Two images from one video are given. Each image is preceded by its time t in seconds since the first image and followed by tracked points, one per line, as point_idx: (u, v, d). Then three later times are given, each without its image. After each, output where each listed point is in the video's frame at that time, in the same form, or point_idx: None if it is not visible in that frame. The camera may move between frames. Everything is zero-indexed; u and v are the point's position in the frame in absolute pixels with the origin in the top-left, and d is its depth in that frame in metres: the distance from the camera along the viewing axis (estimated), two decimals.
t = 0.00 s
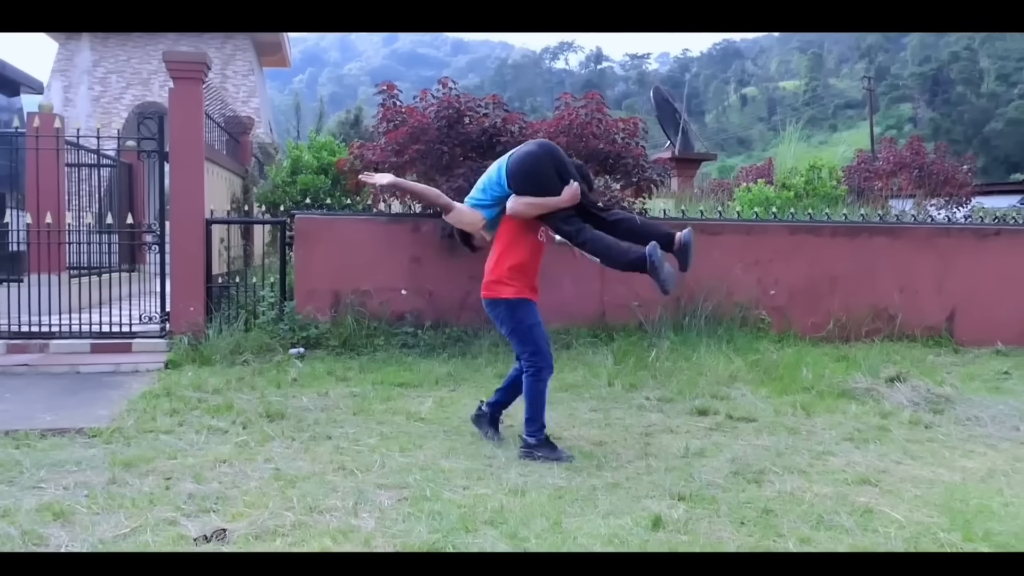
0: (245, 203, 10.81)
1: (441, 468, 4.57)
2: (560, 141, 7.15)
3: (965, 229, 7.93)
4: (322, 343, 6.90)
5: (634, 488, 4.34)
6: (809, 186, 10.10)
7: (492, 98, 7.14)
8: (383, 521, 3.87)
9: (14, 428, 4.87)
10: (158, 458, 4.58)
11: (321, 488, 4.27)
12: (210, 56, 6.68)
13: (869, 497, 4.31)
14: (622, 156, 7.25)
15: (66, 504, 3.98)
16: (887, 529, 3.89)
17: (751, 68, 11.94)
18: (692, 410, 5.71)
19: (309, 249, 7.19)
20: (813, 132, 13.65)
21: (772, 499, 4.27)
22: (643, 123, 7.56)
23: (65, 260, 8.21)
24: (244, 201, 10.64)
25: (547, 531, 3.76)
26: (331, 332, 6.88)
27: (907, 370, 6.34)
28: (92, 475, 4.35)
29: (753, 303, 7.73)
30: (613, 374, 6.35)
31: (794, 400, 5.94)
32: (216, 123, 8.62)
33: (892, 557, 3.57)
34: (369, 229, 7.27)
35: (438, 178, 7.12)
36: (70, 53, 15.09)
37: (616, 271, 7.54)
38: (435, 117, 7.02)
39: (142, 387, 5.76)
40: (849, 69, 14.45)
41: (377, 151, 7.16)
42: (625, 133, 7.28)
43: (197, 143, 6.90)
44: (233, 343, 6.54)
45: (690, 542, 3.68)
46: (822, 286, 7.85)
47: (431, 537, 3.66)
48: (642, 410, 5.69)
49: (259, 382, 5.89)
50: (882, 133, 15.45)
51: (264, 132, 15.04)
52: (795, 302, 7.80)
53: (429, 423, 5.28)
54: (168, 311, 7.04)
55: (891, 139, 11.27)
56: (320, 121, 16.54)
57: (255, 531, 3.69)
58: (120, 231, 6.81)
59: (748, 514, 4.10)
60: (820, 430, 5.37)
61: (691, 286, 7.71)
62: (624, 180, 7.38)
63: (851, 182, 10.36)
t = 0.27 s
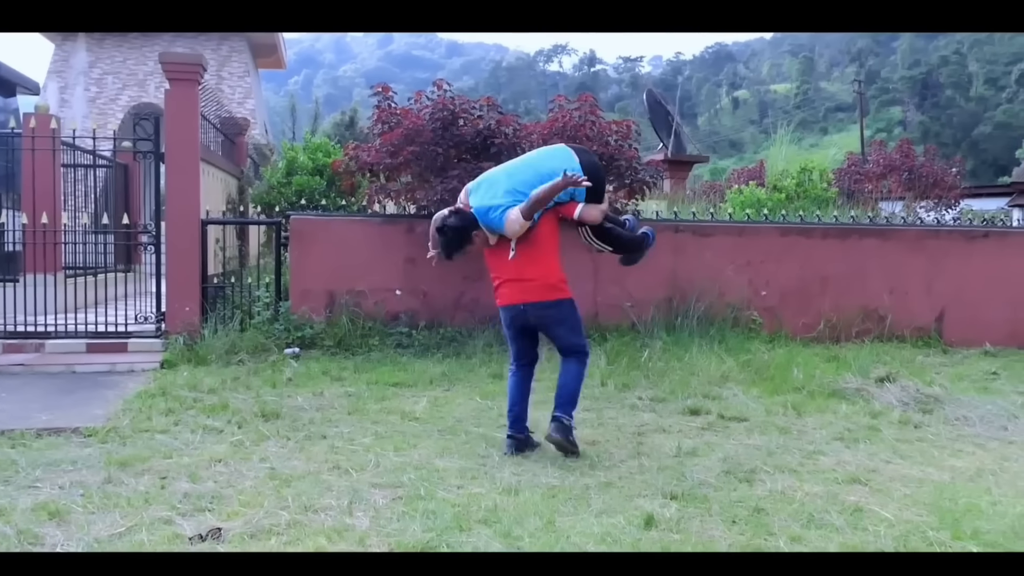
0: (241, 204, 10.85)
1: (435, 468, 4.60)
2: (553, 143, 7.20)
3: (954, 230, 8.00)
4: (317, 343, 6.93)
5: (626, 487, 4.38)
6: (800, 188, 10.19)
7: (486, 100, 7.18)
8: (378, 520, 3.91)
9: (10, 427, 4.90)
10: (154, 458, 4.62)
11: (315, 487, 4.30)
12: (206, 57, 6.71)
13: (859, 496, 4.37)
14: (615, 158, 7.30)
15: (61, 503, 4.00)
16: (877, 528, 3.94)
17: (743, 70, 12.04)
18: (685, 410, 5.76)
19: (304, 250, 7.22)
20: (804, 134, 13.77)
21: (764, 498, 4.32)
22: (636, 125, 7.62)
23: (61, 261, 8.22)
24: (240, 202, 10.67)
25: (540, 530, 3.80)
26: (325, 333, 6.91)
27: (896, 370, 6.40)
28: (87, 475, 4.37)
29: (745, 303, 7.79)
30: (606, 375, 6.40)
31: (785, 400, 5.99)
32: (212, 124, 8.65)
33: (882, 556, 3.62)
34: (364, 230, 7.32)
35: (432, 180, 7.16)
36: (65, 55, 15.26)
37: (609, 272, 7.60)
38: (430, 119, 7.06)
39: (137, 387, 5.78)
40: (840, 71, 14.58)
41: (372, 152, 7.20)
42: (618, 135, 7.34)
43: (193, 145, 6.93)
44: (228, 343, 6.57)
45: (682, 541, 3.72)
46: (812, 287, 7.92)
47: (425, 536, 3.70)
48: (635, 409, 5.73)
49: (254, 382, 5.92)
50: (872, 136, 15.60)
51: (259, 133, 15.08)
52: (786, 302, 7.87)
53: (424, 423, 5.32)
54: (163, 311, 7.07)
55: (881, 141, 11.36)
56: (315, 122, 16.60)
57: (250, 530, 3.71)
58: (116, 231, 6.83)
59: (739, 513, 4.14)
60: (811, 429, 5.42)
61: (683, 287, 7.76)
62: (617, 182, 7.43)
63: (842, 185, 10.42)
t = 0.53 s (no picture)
0: (236, 204, 10.88)
1: (429, 467, 4.64)
2: (547, 145, 7.24)
3: (943, 233, 8.07)
4: (311, 343, 6.96)
5: (619, 487, 4.42)
6: (789, 191, 10.28)
7: (480, 102, 7.21)
8: (372, 519, 3.94)
9: (6, 426, 4.92)
10: (149, 457, 4.65)
11: (310, 486, 4.34)
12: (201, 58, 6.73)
13: (849, 496, 4.42)
14: (608, 160, 7.34)
15: (57, 502, 4.02)
16: (867, 527, 3.99)
17: (735, 74, 12.13)
18: (676, 410, 5.81)
19: (299, 250, 7.27)
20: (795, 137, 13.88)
21: (755, 498, 4.37)
22: (628, 128, 7.67)
23: (56, 260, 8.24)
24: (235, 203, 10.69)
25: (534, 529, 3.84)
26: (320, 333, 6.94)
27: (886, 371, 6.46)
28: (83, 474, 4.39)
29: (736, 305, 7.85)
30: (598, 375, 6.44)
31: (776, 401, 6.05)
32: (207, 125, 8.68)
33: (871, 554, 3.68)
34: (358, 231, 7.37)
35: (426, 182, 7.18)
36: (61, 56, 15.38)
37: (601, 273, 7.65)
38: (424, 120, 7.09)
39: (132, 386, 5.81)
40: (830, 75, 14.69)
41: (366, 154, 7.23)
42: (610, 137, 7.39)
43: (188, 146, 6.96)
44: (223, 343, 6.59)
45: (674, 539, 3.77)
46: (802, 288, 7.99)
47: (418, 535, 3.73)
48: (627, 409, 5.78)
49: (249, 381, 5.94)
50: (862, 139, 15.73)
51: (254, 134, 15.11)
52: (777, 304, 7.93)
53: (418, 423, 5.35)
54: (158, 311, 7.10)
55: (870, 145, 11.46)
56: (310, 123, 16.63)
57: (245, 529, 3.74)
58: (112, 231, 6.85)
59: (730, 512, 4.20)
60: (801, 429, 5.48)
61: (675, 288, 7.82)
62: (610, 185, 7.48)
63: (830, 187, 10.45)
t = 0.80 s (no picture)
0: (230, 206, 10.90)
1: (424, 467, 4.67)
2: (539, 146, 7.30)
3: (931, 233, 8.14)
4: (306, 344, 6.99)
5: (612, 485, 4.47)
6: (781, 193, 10.35)
7: (473, 104, 7.27)
8: (367, 519, 3.97)
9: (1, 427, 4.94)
10: (144, 458, 4.67)
11: (305, 486, 4.36)
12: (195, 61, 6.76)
13: (839, 493, 4.47)
14: (600, 161, 7.41)
15: (52, 503, 4.04)
16: (857, 524, 4.04)
17: (725, 76, 12.23)
18: (669, 409, 5.85)
19: (293, 252, 7.30)
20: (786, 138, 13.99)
21: (746, 495, 4.42)
22: (619, 129, 7.74)
23: (50, 262, 8.25)
24: (229, 205, 10.71)
25: (527, 528, 3.88)
26: (314, 334, 6.97)
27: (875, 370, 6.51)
28: (78, 475, 4.41)
29: (727, 304, 7.92)
30: (591, 375, 6.48)
31: (767, 399, 6.10)
32: (201, 128, 8.70)
33: (861, 551, 3.72)
34: (352, 232, 7.41)
35: (420, 183, 7.23)
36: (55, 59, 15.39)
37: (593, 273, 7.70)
38: (418, 122, 7.14)
39: (127, 387, 5.83)
40: (820, 77, 14.81)
41: (360, 155, 7.27)
42: (602, 139, 7.47)
43: (182, 148, 6.98)
44: (218, 344, 6.62)
45: (667, 537, 3.81)
46: (793, 288, 8.05)
47: (413, 535, 3.76)
48: (619, 409, 5.82)
49: (244, 382, 5.97)
50: (851, 140, 15.85)
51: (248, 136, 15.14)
52: (768, 304, 8.00)
53: (412, 422, 5.38)
54: (153, 312, 7.12)
55: (860, 145, 11.55)
56: (304, 126, 16.69)
57: (240, 530, 3.77)
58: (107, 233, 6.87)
59: (722, 510, 4.24)
60: (792, 428, 5.53)
61: (667, 288, 7.88)
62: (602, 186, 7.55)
63: (822, 188, 10.57)
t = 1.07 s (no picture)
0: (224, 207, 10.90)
1: (418, 466, 4.70)
2: (532, 148, 7.33)
3: (920, 233, 8.22)
4: (300, 344, 7.02)
5: (604, 484, 4.50)
6: (771, 194, 10.43)
7: (466, 106, 7.30)
8: (361, 518, 4.00)
9: None
10: (138, 457, 4.69)
11: (299, 486, 4.39)
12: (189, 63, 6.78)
13: (830, 491, 4.52)
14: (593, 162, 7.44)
15: (47, 503, 4.06)
16: (847, 522, 4.09)
17: (716, 77, 12.31)
18: (661, 408, 5.90)
19: (288, 252, 7.36)
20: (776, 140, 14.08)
21: (738, 494, 4.46)
22: (611, 131, 7.79)
23: (44, 263, 8.26)
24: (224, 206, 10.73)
25: (521, 526, 3.91)
26: (308, 333, 7.00)
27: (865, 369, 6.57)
28: (73, 474, 4.43)
29: (719, 305, 7.97)
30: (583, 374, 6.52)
31: (758, 399, 6.15)
32: (195, 129, 8.72)
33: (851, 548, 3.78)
34: (346, 233, 7.47)
35: (414, 184, 7.25)
36: (49, 60, 15.40)
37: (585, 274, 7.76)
38: (411, 123, 7.17)
39: (122, 387, 5.85)
40: (810, 79, 14.93)
41: (354, 157, 7.29)
42: (594, 140, 7.50)
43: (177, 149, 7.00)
44: (212, 344, 6.64)
45: (659, 536, 3.85)
46: (783, 289, 8.12)
47: (407, 533, 3.80)
48: (612, 408, 5.86)
49: (238, 382, 5.99)
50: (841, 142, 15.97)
51: (242, 138, 15.16)
52: (758, 304, 8.06)
53: (406, 422, 5.41)
54: (148, 312, 7.14)
55: (850, 147, 11.64)
56: (298, 128, 16.73)
57: (235, 528, 3.79)
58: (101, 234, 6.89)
59: (714, 508, 4.29)
60: (783, 427, 5.58)
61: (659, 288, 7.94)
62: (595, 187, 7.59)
63: (811, 189, 10.67)
